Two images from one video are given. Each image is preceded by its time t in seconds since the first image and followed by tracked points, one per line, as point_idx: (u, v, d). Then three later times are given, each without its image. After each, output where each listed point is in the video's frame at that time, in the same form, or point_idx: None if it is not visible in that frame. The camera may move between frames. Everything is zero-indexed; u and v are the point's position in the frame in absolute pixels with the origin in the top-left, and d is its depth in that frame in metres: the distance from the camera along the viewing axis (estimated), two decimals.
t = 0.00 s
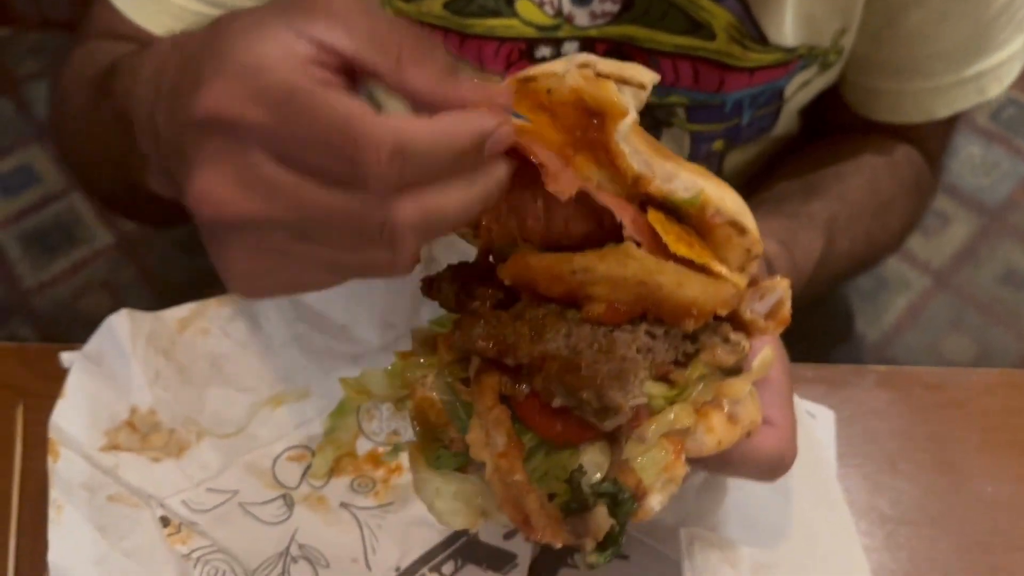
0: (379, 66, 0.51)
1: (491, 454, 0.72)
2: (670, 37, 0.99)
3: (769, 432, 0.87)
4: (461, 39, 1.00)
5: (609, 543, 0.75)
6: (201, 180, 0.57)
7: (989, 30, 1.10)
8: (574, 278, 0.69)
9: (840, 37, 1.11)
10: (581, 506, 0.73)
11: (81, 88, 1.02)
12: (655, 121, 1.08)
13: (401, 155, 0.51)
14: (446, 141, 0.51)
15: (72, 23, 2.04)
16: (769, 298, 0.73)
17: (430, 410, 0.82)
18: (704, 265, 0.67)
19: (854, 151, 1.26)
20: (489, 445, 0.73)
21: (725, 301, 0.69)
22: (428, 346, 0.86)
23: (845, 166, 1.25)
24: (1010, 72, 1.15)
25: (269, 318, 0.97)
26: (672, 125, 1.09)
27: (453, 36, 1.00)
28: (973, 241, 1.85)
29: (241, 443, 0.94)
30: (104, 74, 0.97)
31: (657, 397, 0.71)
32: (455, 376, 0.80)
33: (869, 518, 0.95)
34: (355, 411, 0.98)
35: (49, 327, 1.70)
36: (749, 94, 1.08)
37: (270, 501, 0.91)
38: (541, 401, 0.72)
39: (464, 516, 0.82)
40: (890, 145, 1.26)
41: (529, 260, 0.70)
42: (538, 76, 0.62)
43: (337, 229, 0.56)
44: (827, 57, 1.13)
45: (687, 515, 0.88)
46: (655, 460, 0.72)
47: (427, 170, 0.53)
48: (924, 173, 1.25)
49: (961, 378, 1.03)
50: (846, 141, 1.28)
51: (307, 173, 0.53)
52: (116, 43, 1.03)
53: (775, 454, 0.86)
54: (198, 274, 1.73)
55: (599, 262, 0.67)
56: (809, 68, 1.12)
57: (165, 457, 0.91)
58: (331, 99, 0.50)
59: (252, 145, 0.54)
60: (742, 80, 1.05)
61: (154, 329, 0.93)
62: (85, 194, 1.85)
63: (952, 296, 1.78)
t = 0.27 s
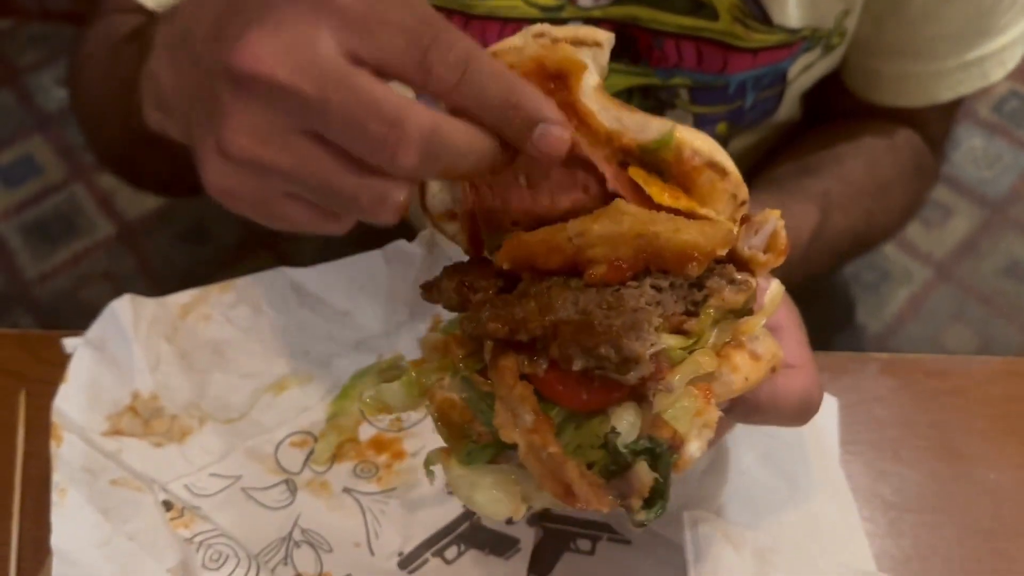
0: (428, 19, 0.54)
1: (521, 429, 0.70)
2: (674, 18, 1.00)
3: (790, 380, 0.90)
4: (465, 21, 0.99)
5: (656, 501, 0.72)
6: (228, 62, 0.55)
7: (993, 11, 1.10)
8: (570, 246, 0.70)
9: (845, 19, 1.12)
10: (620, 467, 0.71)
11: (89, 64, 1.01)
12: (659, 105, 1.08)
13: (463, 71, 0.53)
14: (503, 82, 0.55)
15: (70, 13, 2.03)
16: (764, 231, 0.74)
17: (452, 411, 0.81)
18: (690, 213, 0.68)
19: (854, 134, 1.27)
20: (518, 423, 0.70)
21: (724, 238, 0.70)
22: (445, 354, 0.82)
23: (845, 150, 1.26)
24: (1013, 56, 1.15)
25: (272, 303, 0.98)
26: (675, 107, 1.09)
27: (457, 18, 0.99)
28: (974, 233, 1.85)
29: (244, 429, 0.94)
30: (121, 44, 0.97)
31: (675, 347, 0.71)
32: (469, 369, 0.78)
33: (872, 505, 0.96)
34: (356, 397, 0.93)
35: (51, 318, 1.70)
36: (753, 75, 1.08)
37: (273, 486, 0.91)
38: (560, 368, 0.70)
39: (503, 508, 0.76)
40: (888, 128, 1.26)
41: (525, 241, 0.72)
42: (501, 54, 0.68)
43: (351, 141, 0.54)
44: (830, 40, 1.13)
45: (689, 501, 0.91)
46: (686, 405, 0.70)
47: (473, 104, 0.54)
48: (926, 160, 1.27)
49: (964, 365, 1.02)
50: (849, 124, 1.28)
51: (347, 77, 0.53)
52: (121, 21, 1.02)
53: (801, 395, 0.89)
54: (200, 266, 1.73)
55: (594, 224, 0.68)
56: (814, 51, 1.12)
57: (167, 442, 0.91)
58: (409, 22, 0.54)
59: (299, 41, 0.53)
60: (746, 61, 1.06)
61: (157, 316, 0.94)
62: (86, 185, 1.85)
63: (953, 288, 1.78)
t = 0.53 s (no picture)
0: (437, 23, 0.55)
1: (548, 448, 0.69)
2: (674, 16, 1.01)
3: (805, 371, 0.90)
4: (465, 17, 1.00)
5: (689, 512, 0.72)
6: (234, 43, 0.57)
7: (995, 11, 1.09)
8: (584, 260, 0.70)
9: (846, 18, 1.11)
10: (651, 477, 0.71)
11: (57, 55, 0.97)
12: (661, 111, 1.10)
13: (473, 62, 0.55)
14: (509, 78, 0.57)
15: (67, 8, 2.02)
16: (773, 230, 0.75)
17: (472, 430, 0.81)
18: (692, 210, 0.70)
19: (854, 133, 1.26)
20: (543, 441, 0.70)
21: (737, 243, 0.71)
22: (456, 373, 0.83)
23: (843, 149, 1.25)
24: (1015, 54, 1.14)
25: (271, 301, 0.98)
26: (676, 106, 1.09)
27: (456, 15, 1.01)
28: (974, 231, 1.85)
29: (243, 425, 0.94)
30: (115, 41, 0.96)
31: (695, 354, 0.71)
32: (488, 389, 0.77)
33: (870, 503, 0.96)
34: (355, 395, 0.97)
35: (51, 316, 1.71)
36: (753, 74, 1.08)
37: (271, 483, 0.91)
38: (582, 383, 0.70)
39: (535, 523, 0.78)
40: (891, 127, 1.27)
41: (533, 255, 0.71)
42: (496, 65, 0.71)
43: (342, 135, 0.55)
44: (831, 40, 1.12)
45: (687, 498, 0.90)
46: (713, 415, 0.71)
47: (478, 98, 0.56)
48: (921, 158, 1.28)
49: (964, 364, 1.02)
50: (849, 123, 1.29)
51: (350, 68, 0.54)
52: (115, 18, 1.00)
53: (816, 390, 0.89)
54: (199, 263, 1.73)
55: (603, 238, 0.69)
56: (814, 50, 1.11)
57: (166, 439, 0.91)
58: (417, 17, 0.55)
59: (307, 28, 0.56)
60: (747, 60, 1.06)
61: (156, 314, 0.94)
62: (84, 182, 1.84)
63: (953, 286, 1.78)
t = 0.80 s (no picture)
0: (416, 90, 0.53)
1: (516, 418, 0.69)
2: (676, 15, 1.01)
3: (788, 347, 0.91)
4: (467, 13, 1.02)
5: (656, 473, 0.74)
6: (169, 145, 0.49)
7: (999, 12, 1.09)
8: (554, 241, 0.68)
9: (849, 20, 1.11)
10: (618, 445, 0.73)
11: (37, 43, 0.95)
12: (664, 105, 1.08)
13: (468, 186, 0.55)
14: (500, 188, 0.50)
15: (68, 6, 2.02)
16: (739, 199, 0.72)
17: (453, 415, 0.81)
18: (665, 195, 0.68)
19: (858, 137, 1.27)
20: (511, 413, 0.69)
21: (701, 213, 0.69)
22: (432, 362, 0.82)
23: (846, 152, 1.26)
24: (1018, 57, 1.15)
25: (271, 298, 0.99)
26: (679, 106, 1.09)
27: (459, 9, 1.02)
28: (974, 228, 1.85)
29: (243, 422, 0.94)
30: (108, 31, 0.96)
31: (660, 323, 0.71)
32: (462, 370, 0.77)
33: (869, 499, 0.96)
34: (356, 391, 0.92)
35: (52, 314, 1.71)
36: (756, 75, 1.08)
37: (271, 479, 0.91)
38: (550, 355, 0.71)
39: (505, 501, 0.78)
40: (896, 132, 1.28)
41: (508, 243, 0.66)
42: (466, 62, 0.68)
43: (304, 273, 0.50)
44: (835, 42, 1.12)
45: (687, 494, 0.91)
46: (682, 381, 0.70)
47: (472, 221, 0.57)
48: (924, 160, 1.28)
49: (963, 361, 1.02)
50: (849, 126, 1.30)
51: (298, 204, 0.47)
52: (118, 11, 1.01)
53: (798, 363, 0.90)
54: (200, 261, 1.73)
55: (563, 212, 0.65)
56: (818, 51, 1.12)
57: (166, 436, 0.91)
58: (388, 129, 0.47)
59: (255, 155, 0.47)
60: (750, 62, 1.06)
61: (155, 310, 0.96)
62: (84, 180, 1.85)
63: (952, 283, 1.78)
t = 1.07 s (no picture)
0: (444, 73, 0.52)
1: (503, 390, 0.68)
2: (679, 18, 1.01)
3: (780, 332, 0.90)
4: (468, 15, 1.02)
5: (640, 443, 0.73)
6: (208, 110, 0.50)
7: (1002, 16, 1.10)
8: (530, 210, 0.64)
9: (851, 21, 1.11)
10: (603, 415, 0.72)
11: (36, 41, 0.96)
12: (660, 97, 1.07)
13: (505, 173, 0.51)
14: (543, 180, 0.53)
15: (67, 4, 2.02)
16: (725, 176, 0.76)
17: (443, 396, 0.80)
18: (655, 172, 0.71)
19: (860, 140, 1.27)
20: (499, 384, 0.68)
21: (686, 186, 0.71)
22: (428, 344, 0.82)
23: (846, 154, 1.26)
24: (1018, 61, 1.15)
25: (270, 296, 1.00)
26: (681, 107, 1.09)
27: (460, 12, 1.02)
28: (973, 225, 1.85)
29: (242, 419, 0.94)
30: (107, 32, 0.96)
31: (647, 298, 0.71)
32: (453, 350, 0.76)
33: (867, 496, 0.96)
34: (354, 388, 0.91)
35: (51, 311, 1.70)
36: (759, 78, 1.08)
37: (271, 476, 0.91)
38: (537, 327, 0.69)
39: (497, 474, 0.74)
40: (897, 136, 1.28)
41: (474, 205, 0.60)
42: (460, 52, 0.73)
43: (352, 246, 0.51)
44: (837, 44, 1.13)
45: (685, 490, 0.91)
46: (667, 353, 0.72)
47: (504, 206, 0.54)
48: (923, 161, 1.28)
49: (960, 358, 1.02)
50: (847, 126, 1.30)
51: (359, 178, 0.49)
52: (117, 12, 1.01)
53: (788, 347, 0.89)
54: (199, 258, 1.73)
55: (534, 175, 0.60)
56: (820, 55, 1.12)
57: (165, 434, 0.91)
58: (452, 116, 0.49)
59: (320, 134, 0.48)
60: (752, 65, 1.06)
61: (154, 308, 0.96)
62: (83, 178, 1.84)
63: (951, 280, 1.78)
